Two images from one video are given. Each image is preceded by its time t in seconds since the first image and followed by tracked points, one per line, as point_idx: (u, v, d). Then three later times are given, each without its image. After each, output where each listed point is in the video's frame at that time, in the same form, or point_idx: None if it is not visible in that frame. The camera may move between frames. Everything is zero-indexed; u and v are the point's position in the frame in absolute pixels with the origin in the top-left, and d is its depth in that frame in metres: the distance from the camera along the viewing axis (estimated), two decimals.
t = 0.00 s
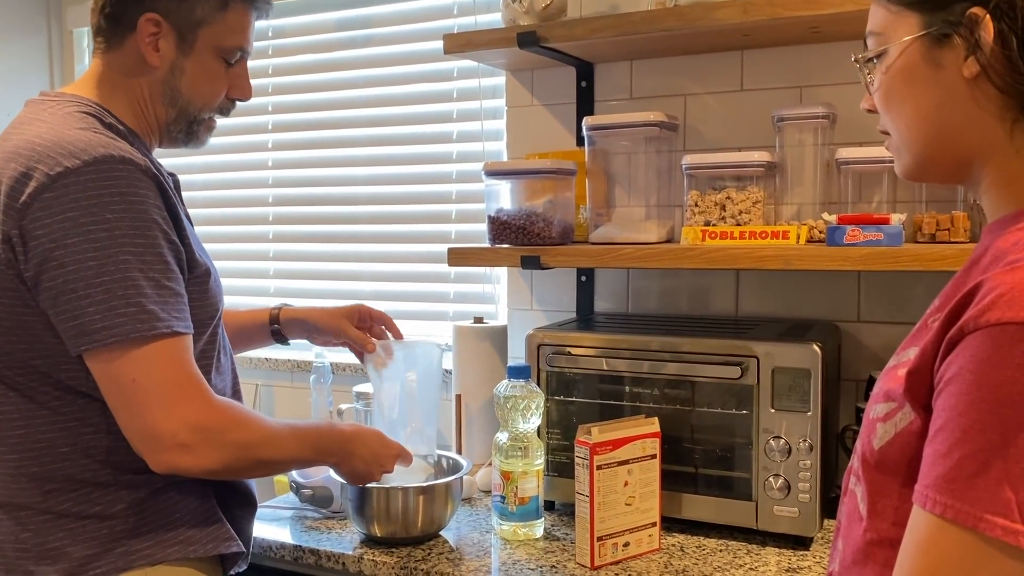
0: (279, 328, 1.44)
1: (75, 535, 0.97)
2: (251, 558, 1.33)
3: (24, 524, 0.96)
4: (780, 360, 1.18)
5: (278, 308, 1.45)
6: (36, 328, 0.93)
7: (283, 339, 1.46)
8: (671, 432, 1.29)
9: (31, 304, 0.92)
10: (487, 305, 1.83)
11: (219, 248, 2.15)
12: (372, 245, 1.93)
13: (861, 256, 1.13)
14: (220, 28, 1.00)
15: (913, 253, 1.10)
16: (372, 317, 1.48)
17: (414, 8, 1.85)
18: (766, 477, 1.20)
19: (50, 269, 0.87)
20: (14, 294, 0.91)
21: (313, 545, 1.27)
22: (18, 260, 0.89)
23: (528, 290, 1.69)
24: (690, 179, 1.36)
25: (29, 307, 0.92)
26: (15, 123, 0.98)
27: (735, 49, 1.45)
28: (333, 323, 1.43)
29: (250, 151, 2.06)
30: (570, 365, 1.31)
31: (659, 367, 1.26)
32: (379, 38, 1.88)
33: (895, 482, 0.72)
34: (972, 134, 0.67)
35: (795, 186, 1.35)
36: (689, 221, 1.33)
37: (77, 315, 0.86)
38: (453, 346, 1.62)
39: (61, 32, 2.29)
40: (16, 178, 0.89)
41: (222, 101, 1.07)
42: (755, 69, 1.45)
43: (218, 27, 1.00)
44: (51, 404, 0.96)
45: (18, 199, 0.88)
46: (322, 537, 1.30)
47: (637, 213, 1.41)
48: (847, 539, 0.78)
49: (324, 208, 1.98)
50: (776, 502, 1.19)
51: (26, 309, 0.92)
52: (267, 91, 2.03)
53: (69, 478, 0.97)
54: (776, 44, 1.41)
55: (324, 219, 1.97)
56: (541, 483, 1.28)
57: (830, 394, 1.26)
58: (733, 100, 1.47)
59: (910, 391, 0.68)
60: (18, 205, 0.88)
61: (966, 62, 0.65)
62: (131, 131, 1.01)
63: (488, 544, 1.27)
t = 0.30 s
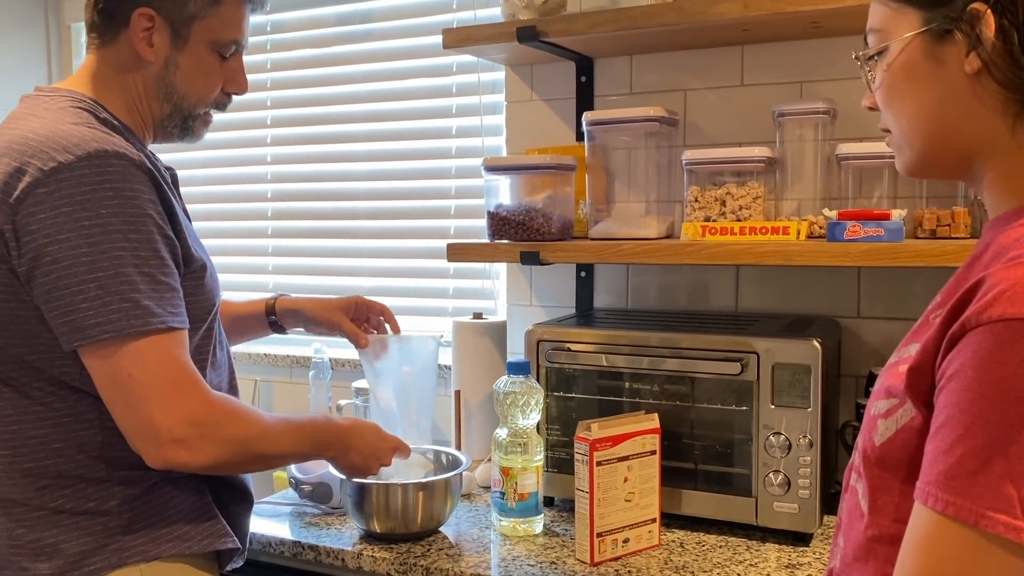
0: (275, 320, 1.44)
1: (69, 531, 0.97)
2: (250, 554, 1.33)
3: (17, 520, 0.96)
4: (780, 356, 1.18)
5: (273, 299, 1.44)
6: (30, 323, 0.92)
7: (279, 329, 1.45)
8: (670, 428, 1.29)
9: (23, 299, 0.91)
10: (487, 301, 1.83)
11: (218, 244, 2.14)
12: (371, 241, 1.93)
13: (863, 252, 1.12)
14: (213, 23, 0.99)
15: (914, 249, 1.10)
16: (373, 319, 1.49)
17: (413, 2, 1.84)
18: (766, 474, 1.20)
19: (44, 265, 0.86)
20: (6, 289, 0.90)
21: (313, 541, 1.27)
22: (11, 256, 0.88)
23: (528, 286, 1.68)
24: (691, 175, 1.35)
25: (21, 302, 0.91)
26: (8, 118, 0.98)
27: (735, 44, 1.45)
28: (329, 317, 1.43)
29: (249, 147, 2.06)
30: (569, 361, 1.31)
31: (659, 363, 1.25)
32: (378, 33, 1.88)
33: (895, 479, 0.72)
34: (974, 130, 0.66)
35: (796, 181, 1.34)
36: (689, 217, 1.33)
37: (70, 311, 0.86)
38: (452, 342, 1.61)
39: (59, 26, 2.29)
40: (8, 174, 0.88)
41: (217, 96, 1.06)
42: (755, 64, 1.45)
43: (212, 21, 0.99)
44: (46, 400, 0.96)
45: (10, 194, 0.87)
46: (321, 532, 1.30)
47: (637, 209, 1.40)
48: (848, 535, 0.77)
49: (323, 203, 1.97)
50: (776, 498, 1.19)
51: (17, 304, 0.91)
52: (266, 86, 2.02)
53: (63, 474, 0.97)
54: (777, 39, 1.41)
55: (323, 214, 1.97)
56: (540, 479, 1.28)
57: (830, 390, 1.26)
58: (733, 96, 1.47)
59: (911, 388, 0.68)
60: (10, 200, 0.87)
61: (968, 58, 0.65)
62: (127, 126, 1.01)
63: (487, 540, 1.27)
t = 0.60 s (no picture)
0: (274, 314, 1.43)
1: (63, 528, 0.96)
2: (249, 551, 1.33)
3: (10, 516, 0.96)
4: (782, 353, 1.17)
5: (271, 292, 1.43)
6: (25, 318, 0.92)
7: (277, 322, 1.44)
8: (671, 425, 1.29)
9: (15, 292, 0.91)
10: (487, 297, 1.82)
11: (218, 240, 2.14)
12: (371, 237, 1.92)
13: (865, 249, 1.12)
14: (205, 13, 0.98)
15: (917, 246, 1.09)
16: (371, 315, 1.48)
17: None
18: (768, 471, 1.19)
19: (36, 259, 0.86)
20: None
21: (313, 538, 1.26)
22: (4, 250, 0.88)
23: (528, 282, 1.68)
24: (692, 171, 1.35)
25: (13, 295, 0.91)
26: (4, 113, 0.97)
27: (737, 39, 1.44)
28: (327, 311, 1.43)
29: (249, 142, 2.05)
30: (570, 358, 1.31)
31: (660, 360, 1.25)
32: (379, 29, 1.87)
33: (897, 476, 0.71)
34: (975, 127, 0.66)
35: (797, 178, 1.34)
36: (690, 213, 1.32)
37: (63, 305, 0.86)
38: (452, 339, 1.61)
39: (58, 21, 2.28)
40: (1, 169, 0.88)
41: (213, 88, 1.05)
42: (757, 60, 1.44)
43: (204, 12, 0.98)
44: (39, 394, 0.96)
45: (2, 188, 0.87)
46: (322, 530, 1.30)
47: (637, 205, 1.39)
48: (850, 533, 0.77)
49: (324, 199, 1.97)
50: (777, 495, 1.19)
51: (9, 298, 0.91)
52: (266, 82, 2.02)
53: (56, 470, 0.96)
54: (779, 34, 1.40)
55: (323, 211, 1.96)
56: (541, 476, 1.27)
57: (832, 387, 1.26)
58: (734, 92, 1.46)
59: (913, 385, 0.68)
60: (3, 195, 0.87)
61: (966, 54, 0.64)
62: (122, 120, 1.01)
63: (488, 537, 1.26)
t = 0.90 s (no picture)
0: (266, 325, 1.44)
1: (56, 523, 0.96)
2: (252, 548, 1.33)
3: (4, 510, 0.95)
4: (785, 352, 1.17)
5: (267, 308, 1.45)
6: (19, 309, 0.93)
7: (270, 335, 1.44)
8: (675, 424, 1.28)
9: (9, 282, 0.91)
10: (490, 296, 1.82)
11: (222, 238, 2.13)
12: (374, 235, 1.92)
13: (869, 247, 1.11)
14: None
15: (920, 245, 1.09)
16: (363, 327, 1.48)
17: None
18: (771, 470, 1.19)
19: (30, 248, 0.86)
20: None
21: (315, 536, 1.26)
22: None
23: (531, 281, 1.68)
24: (696, 169, 1.34)
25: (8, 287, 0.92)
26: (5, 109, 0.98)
27: (740, 37, 1.44)
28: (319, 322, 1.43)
29: (251, 140, 2.05)
30: (573, 357, 1.30)
31: (662, 359, 1.25)
32: (381, 27, 1.87)
33: (899, 474, 0.71)
34: (975, 126, 0.66)
35: (800, 176, 1.34)
36: (693, 211, 1.32)
37: (56, 294, 0.86)
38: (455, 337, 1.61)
39: (61, 19, 2.28)
40: None
41: (201, 58, 1.03)
42: (760, 58, 1.44)
43: None
44: (32, 388, 0.96)
45: None
46: (324, 528, 1.30)
47: (641, 204, 1.40)
48: (853, 531, 0.77)
49: (326, 197, 1.97)
50: (781, 493, 1.19)
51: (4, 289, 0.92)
52: (268, 80, 2.02)
53: (49, 464, 0.96)
54: (781, 32, 1.40)
55: (326, 209, 1.96)
56: (544, 474, 1.27)
57: (836, 385, 1.25)
58: (737, 90, 1.46)
59: (912, 382, 0.68)
60: None
61: (965, 53, 0.64)
62: (120, 115, 1.01)
63: (491, 535, 1.26)
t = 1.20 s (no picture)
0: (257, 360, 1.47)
1: (45, 517, 0.96)
2: (257, 547, 1.33)
3: None
4: (791, 352, 1.17)
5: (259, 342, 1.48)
6: (16, 293, 0.94)
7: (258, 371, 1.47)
8: (679, 424, 1.28)
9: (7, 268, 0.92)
10: (495, 296, 1.82)
11: (227, 239, 2.14)
12: (379, 236, 1.92)
13: (875, 247, 1.11)
14: None
15: (926, 245, 1.09)
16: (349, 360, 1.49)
17: None
18: (776, 470, 1.19)
19: (29, 234, 0.87)
20: None
21: (321, 536, 1.26)
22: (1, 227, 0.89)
23: (536, 281, 1.68)
24: (701, 170, 1.34)
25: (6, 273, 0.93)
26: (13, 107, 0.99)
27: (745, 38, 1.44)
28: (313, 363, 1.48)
29: (257, 142, 2.05)
30: (578, 357, 1.31)
31: (667, 359, 1.25)
32: (387, 28, 1.87)
33: (902, 474, 0.71)
34: (975, 125, 0.66)
35: (805, 177, 1.33)
36: (699, 212, 1.32)
37: (55, 278, 0.86)
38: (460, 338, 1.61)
39: (67, 20, 2.29)
40: None
41: (201, 55, 1.04)
42: (765, 58, 1.44)
43: None
44: (26, 377, 0.96)
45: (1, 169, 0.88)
46: (330, 527, 1.30)
47: (647, 204, 1.39)
48: (857, 532, 0.77)
49: (331, 198, 1.97)
50: (786, 494, 1.19)
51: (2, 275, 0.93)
52: (274, 81, 2.02)
53: (38, 454, 0.96)
54: (786, 33, 1.40)
55: (332, 209, 1.96)
56: (549, 475, 1.27)
57: (841, 386, 1.26)
58: (742, 90, 1.46)
59: (914, 382, 0.68)
60: None
61: (965, 52, 0.64)
62: (122, 113, 1.02)
63: (496, 535, 1.26)
